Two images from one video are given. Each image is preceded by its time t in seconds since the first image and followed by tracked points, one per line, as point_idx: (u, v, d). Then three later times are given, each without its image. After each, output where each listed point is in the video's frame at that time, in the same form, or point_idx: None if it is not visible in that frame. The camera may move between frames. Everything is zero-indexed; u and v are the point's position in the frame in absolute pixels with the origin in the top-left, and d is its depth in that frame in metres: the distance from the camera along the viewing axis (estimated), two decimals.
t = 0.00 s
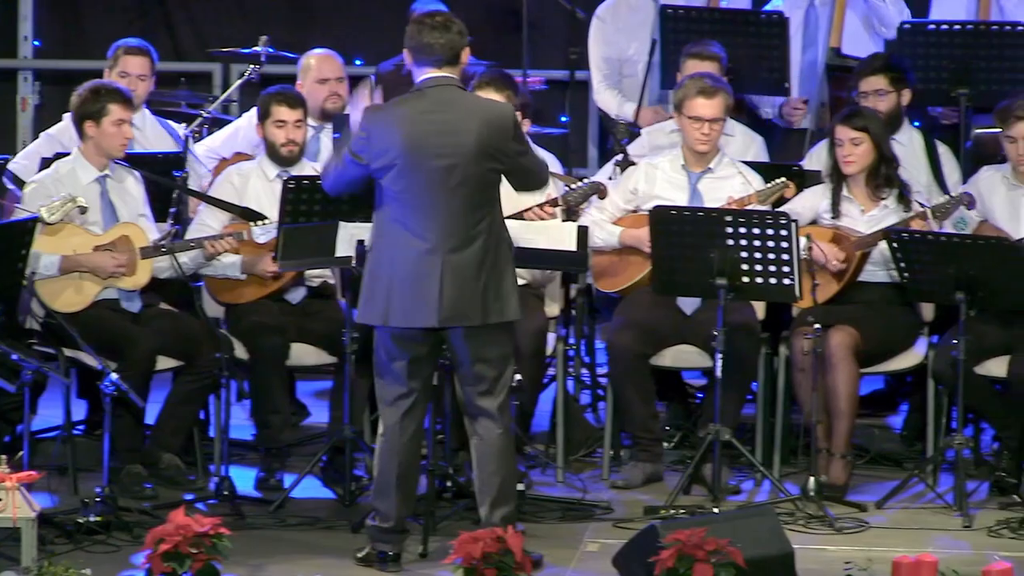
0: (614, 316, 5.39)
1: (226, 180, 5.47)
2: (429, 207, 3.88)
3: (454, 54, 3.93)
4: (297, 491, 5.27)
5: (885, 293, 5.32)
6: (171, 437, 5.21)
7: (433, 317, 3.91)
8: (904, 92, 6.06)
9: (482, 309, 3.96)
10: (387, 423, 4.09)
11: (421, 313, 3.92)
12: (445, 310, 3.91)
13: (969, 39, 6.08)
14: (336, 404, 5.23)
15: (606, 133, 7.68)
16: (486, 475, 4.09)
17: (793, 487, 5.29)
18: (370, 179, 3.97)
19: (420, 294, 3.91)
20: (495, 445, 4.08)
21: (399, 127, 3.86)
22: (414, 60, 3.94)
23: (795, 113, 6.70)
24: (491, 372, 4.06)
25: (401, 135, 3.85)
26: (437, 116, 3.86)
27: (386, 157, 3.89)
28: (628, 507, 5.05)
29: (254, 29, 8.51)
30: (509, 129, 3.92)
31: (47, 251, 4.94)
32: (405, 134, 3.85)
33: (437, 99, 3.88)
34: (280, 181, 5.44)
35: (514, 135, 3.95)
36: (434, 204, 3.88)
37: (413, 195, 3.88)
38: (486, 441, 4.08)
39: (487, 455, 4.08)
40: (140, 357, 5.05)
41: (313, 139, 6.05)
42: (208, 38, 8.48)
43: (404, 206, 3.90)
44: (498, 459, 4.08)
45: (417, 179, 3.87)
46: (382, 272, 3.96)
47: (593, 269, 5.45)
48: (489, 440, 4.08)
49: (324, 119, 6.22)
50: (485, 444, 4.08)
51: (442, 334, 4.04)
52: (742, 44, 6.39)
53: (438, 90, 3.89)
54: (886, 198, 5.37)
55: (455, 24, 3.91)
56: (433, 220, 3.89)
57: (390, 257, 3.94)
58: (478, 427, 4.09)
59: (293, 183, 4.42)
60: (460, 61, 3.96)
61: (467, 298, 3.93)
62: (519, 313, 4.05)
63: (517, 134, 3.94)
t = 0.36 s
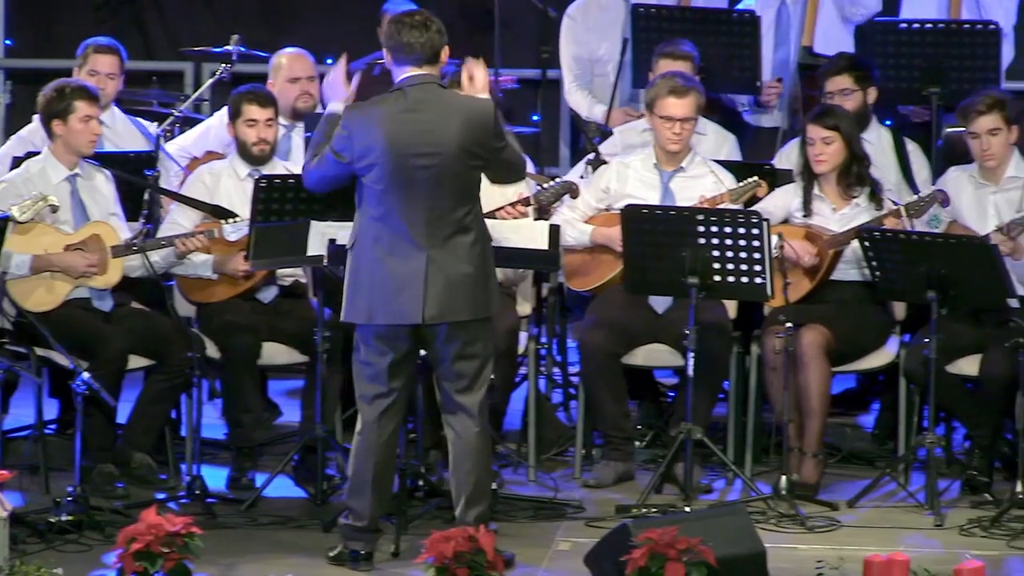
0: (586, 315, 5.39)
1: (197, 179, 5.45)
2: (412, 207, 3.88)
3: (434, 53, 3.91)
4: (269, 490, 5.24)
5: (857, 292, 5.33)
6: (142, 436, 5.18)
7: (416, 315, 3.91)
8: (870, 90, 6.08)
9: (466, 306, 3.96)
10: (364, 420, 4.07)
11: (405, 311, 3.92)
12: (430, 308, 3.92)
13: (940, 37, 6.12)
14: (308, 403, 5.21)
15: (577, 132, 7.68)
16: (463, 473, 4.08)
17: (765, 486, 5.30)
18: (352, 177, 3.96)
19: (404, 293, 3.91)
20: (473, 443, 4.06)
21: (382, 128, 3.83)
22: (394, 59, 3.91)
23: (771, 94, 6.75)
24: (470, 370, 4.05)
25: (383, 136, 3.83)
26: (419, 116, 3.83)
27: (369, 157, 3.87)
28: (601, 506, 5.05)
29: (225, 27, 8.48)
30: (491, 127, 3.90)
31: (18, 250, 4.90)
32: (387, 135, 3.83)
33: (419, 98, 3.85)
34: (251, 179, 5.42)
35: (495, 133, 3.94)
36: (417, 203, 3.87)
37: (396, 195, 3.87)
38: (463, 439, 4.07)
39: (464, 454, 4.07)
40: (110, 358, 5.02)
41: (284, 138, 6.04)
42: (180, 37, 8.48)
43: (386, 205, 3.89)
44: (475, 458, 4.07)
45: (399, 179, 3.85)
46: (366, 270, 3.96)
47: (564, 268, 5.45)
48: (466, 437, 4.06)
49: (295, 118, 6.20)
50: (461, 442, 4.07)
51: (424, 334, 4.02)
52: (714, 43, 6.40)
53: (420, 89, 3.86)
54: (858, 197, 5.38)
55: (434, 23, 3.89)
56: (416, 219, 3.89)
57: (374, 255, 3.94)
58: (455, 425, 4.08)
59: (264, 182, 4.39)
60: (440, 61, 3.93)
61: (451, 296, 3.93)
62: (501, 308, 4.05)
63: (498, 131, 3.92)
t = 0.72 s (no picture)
0: (551, 315, 5.39)
1: (162, 178, 5.39)
2: (380, 203, 3.87)
3: (400, 52, 3.92)
4: (233, 489, 5.22)
5: (821, 291, 5.36)
6: (107, 436, 5.15)
7: (386, 312, 3.88)
8: (833, 89, 6.09)
9: (437, 304, 3.95)
10: (329, 419, 4.05)
11: (374, 308, 3.88)
12: (399, 304, 3.89)
13: (904, 35, 6.15)
14: (273, 402, 5.20)
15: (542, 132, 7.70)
16: (428, 472, 4.07)
17: (730, 485, 5.32)
18: (318, 177, 3.95)
19: (374, 289, 3.88)
20: (438, 442, 4.06)
21: (348, 123, 3.85)
22: (359, 59, 3.93)
23: (742, 96, 6.77)
24: (436, 369, 4.04)
25: (351, 130, 3.85)
26: (386, 111, 3.86)
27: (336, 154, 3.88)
28: (565, 505, 5.05)
29: (189, 26, 8.45)
30: (456, 122, 3.94)
31: None
32: (355, 129, 3.85)
33: (386, 94, 3.88)
34: (216, 179, 5.40)
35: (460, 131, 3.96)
36: (385, 198, 3.87)
37: (364, 191, 3.87)
38: (427, 438, 4.06)
39: (429, 453, 4.06)
40: (74, 358, 4.99)
41: (249, 137, 6.11)
42: (143, 36, 8.45)
43: (354, 202, 3.88)
44: (440, 456, 4.06)
45: (368, 174, 3.86)
46: (334, 270, 3.92)
47: (529, 268, 5.45)
48: (431, 436, 4.06)
49: (260, 118, 6.18)
50: (426, 441, 4.06)
51: (391, 332, 4.02)
52: (678, 42, 6.42)
53: (385, 85, 3.90)
54: (823, 197, 5.41)
55: (399, 22, 3.90)
56: (384, 215, 3.87)
57: (342, 254, 3.91)
58: (420, 424, 4.07)
59: (228, 181, 4.41)
60: (405, 59, 3.95)
61: (420, 292, 3.92)
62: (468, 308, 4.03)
63: (463, 128, 3.96)
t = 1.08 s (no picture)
0: (523, 314, 5.40)
1: (134, 177, 5.38)
2: (329, 206, 3.86)
3: (347, 50, 3.88)
4: (205, 489, 5.20)
5: (792, 291, 5.39)
6: (79, 436, 5.13)
7: (336, 314, 3.89)
8: (808, 89, 6.11)
9: (389, 305, 3.94)
10: (293, 419, 4.05)
11: (325, 311, 3.89)
12: (349, 307, 3.89)
13: (876, 35, 6.19)
14: (245, 402, 5.18)
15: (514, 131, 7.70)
16: (396, 470, 4.08)
17: (702, 484, 5.34)
18: (271, 178, 3.95)
19: (324, 292, 3.89)
20: (405, 441, 4.07)
21: (297, 127, 3.84)
22: (308, 59, 3.90)
23: (709, 103, 6.76)
24: (398, 368, 4.04)
25: (299, 134, 3.83)
26: (334, 113, 3.84)
27: (285, 157, 3.86)
28: (538, 504, 5.06)
29: (161, 25, 8.42)
30: (408, 123, 3.90)
31: None
32: (303, 133, 3.83)
33: (336, 96, 3.86)
34: (188, 179, 5.38)
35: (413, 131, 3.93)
36: (335, 201, 3.86)
37: (313, 194, 3.86)
38: (394, 436, 4.07)
39: (396, 451, 4.07)
40: (45, 358, 4.97)
41: (222, 136, 6.02)
42: (114, 35, 8.42)
43: (305, 205, 3.88)
44: (407, 454, 4.08)
45: (317, 178, 3.85)
46: (286, 272, 3.93)
47: (501, 268, 5.47)
48: (398, 435, 4.07)
49: (231, 117, 6.15)
50: (393, 440, 4.07)
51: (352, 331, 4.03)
52: (650, 42, 6.43)
53: (335, 87, 3.87)
54: (794, 196, 5.43)
55: (346, 22, 3.87)
56: (334, 218, 3.87)
57: (293, 256, 3.92)
58: (385, 423, 4.07)
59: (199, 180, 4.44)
60: (355, 58, 3.92)
61: (371, 294, 3.91)
62: (423, 307, 4.03)
63: (416, 129, 3.92)
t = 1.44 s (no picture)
0: (498, 314, 5.39)
1: (109, 178, 5.37)
2: (273, 201, 3.87)
3: (294, 51, 3.91)
4: (180, 489, 5.19)
5: (766, 291, 5.41)
6: (53, 437, 5.10)
7: (282, 308, 3.88)
8: (786, 90, 6.13)
9: (337, 299, 3.91)
10: (256, 419, 4.05)
11: (272, 306, 3.89)
12: (295, 301, 3.87)
13: (851, 35, 6.22)
14: (221, 402, 5.17)
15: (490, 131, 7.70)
16: (359, 471, 4.03)
17: (677, 484, 5.35)
18: (222, 179, 3.99)
19: (270, 287, 3.89)
20: (368, 441, 4.02)
21: (240, 124, 3.87)
22: (255, 61, 3.93)
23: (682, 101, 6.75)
24: (356, 367, 4.01)
25: (242, 131, 3.86)
26: (276, 109, 3.86)
27: (230, 155, 3.89)
28: (513, 504, 5.06)
29: (136, 25, 8.38)
30: (351, 117, 3.89)
31: None
32: (246, 130, 3.86)
33: (279, 92, 3.88)
34: (163, 179, 5.35)
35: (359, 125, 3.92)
36: (279, 196, 3.87)
37: (257, 189, 3.88)
38: (354, 436, 4.03)
39: (359, 451, 4.02)
40: (19, 358, 4.97)
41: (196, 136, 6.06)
42: (89, 34, 8.38)
43: (251, 201, 3.89)
44: (371, 455, 4.02)
45: (260, 173, 3.87)
46: (235, 269, 3.94)
47: (477, 268, 5.47)
48: (360, 435, 4.02)
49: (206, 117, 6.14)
50: (355, 439, 4.02)
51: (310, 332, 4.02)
52: (626, 41, 6.45)
53: (279, 83, 3.90)
54: (770, 196, 5.45)
55: (290, 22, 3.90)
56: (279, 212, 3.87)
57: (241, 254, 3.93)
58: (346, 422, 4.03)
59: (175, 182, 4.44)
60: (302, 58, 3.94)
61: (318, 288, 3.89)
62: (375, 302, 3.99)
63: (361, 123, 3.91)
